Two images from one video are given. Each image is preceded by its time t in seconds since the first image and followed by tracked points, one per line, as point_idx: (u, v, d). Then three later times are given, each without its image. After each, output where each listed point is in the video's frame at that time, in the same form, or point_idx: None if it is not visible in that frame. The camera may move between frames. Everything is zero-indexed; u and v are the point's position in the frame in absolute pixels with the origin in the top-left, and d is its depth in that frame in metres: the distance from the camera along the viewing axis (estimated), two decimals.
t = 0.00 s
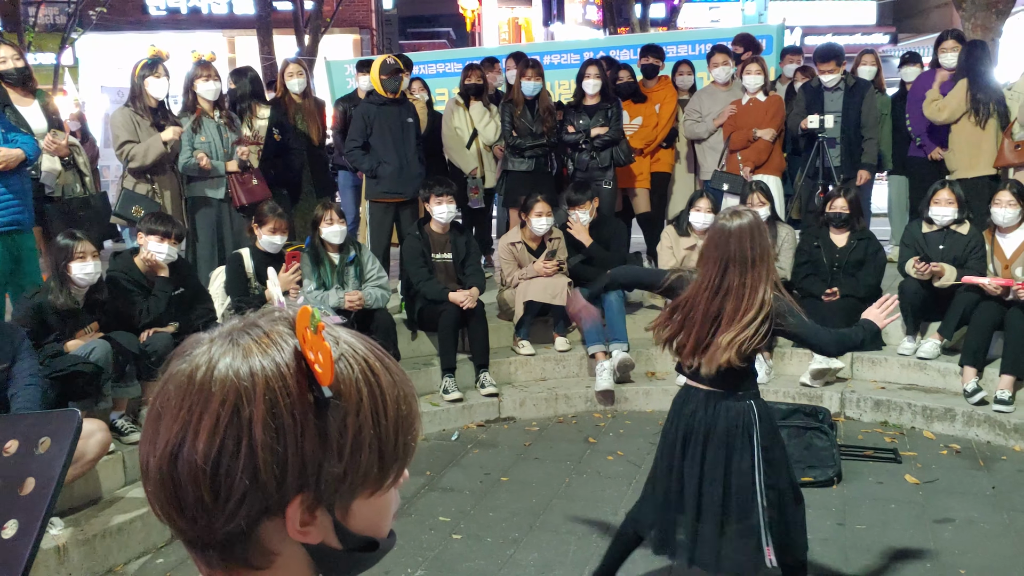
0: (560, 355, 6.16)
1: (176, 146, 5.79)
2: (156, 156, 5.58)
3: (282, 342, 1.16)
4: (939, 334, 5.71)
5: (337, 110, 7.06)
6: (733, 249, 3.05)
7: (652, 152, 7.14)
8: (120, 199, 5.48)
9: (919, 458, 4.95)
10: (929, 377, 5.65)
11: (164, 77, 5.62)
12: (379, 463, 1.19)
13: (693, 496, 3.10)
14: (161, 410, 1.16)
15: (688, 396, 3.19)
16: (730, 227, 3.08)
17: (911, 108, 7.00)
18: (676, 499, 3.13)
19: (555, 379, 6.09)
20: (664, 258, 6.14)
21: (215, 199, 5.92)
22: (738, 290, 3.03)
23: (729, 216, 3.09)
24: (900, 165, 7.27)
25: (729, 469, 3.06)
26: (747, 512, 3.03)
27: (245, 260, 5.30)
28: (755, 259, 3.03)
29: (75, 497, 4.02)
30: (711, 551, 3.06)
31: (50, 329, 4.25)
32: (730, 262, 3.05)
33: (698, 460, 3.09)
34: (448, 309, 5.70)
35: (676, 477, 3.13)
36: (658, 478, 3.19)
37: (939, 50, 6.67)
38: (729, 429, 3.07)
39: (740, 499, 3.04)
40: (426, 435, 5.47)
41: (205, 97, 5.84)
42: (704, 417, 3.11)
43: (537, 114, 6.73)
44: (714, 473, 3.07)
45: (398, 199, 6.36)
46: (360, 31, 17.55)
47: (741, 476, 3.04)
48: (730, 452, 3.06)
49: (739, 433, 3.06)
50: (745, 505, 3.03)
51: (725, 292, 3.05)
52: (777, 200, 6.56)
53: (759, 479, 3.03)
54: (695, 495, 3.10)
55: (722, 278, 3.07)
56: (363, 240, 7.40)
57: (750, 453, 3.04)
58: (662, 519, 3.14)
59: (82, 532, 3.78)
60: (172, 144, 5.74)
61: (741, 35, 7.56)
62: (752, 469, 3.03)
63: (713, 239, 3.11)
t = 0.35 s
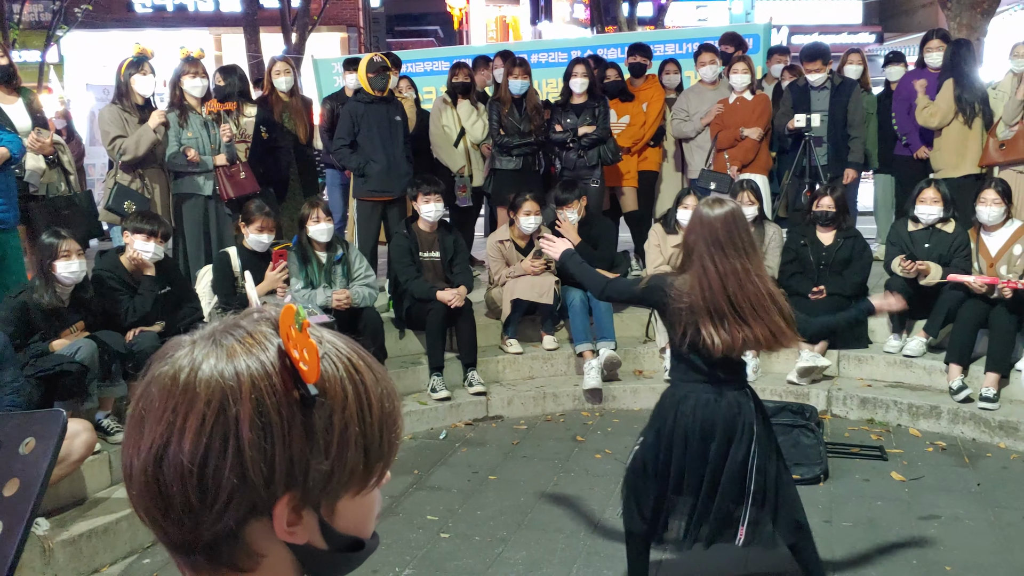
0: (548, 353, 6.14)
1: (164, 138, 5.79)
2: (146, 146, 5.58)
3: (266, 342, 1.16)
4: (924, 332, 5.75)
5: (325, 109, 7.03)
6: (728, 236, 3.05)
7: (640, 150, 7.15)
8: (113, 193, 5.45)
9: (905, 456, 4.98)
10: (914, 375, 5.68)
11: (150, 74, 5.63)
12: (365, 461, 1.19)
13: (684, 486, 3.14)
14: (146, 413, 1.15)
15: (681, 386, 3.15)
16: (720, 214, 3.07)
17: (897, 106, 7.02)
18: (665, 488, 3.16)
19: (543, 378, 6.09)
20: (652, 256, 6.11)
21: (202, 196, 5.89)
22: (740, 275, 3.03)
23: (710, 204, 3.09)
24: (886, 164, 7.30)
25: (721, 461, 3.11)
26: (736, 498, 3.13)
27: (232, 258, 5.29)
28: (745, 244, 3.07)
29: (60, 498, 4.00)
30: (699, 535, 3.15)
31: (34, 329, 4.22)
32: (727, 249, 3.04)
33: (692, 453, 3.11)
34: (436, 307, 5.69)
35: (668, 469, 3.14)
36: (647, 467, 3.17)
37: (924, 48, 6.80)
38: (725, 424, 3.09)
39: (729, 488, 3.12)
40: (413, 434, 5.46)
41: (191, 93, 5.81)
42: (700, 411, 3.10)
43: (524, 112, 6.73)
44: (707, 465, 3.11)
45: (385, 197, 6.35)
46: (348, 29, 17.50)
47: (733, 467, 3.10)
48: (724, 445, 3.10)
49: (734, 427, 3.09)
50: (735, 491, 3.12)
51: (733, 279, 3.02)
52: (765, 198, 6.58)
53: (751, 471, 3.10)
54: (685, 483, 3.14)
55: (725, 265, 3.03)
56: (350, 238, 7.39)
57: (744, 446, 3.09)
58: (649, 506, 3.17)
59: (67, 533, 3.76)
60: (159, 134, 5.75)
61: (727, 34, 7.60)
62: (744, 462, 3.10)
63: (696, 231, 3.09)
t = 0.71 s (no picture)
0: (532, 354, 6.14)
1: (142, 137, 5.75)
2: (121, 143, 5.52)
3: (228, 338, 1.14)
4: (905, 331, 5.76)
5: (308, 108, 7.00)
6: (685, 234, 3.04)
7: (623, 150, 7.15)
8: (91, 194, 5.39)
9: (885, 454, 5.01)
10: (895, 375, 5.72)
11: (125, 72, 5.59)
12: (330, 459, 1.18)
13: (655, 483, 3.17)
14: (106, 410, 1.15)
15: (649, 384, 3.23)
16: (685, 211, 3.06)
17: (876, 107, 7.08)
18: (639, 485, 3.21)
19: (526, 378, 6.09)
20: (635, 256, 6.12)
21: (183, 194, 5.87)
22: (689, 272, 3.01)
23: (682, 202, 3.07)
24: (867, 165, 7.35)
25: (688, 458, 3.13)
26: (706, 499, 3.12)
27: (214, 258, 5.29)
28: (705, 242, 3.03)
29: (39, 500, 3.96)
30: (664, 533, 3.17)
31: (12, 329, 4.18)
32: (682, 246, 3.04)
33: (660, 448, 3.16)
34: (418, 307, 5.68)
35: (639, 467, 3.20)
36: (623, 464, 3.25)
37: (905, 50, 6.84)
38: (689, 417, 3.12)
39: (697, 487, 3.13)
40: (396, 434, 5.45)
41: (169, 92, 5.79)
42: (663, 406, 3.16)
43: (507, 112, 6.75)
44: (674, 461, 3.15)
45: (368, 197, 6.33)
46: (331, 28, 17.49)
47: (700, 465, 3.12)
48: (691, 442, 3.12)
49: (698, 422, 3.11)
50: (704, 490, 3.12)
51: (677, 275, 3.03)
52: (747, 199, 6.60)
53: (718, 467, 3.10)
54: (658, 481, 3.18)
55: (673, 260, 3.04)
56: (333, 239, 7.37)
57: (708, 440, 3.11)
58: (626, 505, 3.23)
59: (47, 535, 3.73)
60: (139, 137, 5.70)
61: (710, 35, 7.60)
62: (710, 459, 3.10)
63: (670, 226, 3.07)
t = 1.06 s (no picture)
0: (512, 351, 6.14)
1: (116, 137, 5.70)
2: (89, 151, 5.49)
3: (187, 340, 1.14)
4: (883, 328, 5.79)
5: (286, 104, 6.97)
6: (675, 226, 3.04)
7: (603, 147, 7.16)
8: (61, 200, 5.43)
9: (863, 451, 5.04)
10: (873, 371, 5.76)
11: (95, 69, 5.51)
12: (291, 463, 1.17)
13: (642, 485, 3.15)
14: (65, 411, 1.14)
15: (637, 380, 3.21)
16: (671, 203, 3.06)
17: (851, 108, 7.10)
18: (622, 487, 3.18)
19: (506, 375, 6.09)
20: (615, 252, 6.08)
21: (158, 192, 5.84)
22: (681, 264, 3.03)
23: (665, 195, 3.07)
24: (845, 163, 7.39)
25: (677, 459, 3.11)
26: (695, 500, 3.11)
27: (192, 256, 5.28)
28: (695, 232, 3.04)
29: (14, 499, 3.92)
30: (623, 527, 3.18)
31: None
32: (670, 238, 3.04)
33: (647, 449, 3.14)
34: (398, 305, 5.66)
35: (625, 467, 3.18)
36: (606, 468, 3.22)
37: (882, 49, 6.86)
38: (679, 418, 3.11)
39: (688, 490, 3.10)
40: (376, 432, 5.44)
41: (145, 91, 5.73)
42: (650, 407, 3.14)
43: (487, 109, 6.75)
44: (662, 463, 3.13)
45: (348, 194, 6.30)
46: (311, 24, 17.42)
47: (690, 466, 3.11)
48: (681, 443, 3.11)
49: (688, 424, 3.10)
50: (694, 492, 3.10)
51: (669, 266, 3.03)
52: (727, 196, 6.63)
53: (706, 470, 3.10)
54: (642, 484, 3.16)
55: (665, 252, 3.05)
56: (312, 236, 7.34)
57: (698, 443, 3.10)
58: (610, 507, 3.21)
59: (21, 534, 3.69)
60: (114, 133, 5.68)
61: (692, 32, 7.65)
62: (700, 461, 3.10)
63: (650, 223, 3.08)
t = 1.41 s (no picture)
0: (491, 348, 6.14)
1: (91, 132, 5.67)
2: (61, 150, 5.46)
3: (143, 335, 1.14)
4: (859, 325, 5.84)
5: (264, 101, 6.92)
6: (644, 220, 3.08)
7: (582, 145, 7.17)
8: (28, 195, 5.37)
9: (839, 446, 5.07)
10: (849, 367, 5.80)
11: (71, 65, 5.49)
12: (249, 455, 1.17)
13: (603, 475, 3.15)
14: (17, 408, 1.13)
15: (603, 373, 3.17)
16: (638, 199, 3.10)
17: (829, 104, 7.14)
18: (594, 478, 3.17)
19: (485, 373, 6.09)
20: (592, 251, 6.12)
21: (132, 190, 5.76)
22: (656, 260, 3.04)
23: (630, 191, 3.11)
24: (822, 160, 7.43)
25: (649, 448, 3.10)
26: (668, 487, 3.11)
27: (168, 253, 5.20)
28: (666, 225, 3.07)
29: None
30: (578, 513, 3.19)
31: None
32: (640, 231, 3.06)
33: (611, 439, 3.13)
34: (377, 302, 5.65)
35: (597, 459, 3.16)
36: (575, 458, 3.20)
37: (859, 47, 6.92)
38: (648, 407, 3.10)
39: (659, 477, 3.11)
40: (355, 430, 5.43)
41: (122, 87, 5.69)
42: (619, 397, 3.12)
43: (466, 106, 6.73)
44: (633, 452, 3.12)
45: (325, 191, 6.29)
46: (289, 20, 17.27)
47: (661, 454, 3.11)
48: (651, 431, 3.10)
49: (655, 412, 3.10)
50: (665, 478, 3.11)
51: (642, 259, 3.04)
52: (705, 194, 6.65)
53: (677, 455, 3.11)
54: (614, 474, 3.15)
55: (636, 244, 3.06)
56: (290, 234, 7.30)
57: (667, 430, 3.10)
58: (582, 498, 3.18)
59: None
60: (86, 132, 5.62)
61: (669, 30, 7.63)
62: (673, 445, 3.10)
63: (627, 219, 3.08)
